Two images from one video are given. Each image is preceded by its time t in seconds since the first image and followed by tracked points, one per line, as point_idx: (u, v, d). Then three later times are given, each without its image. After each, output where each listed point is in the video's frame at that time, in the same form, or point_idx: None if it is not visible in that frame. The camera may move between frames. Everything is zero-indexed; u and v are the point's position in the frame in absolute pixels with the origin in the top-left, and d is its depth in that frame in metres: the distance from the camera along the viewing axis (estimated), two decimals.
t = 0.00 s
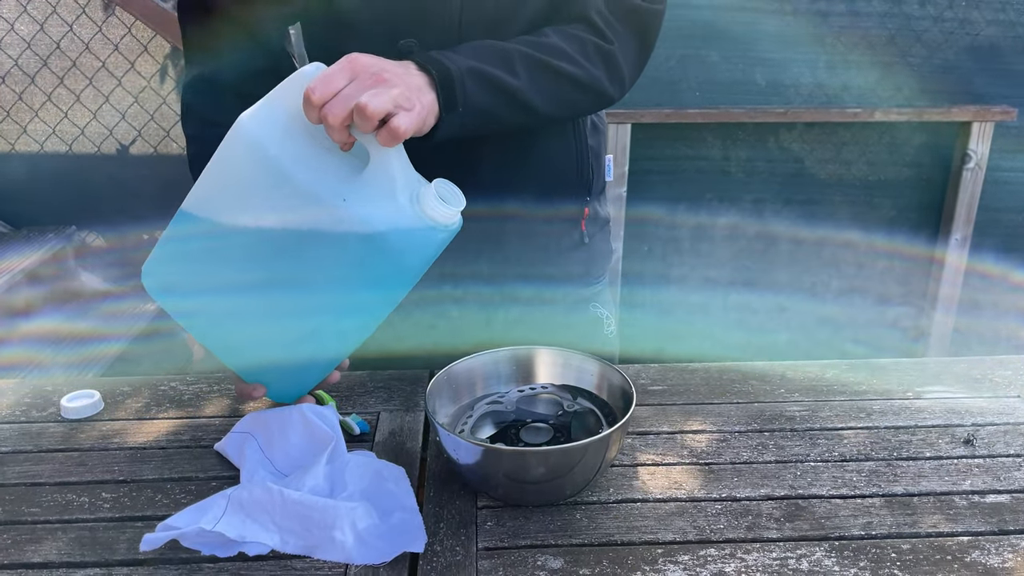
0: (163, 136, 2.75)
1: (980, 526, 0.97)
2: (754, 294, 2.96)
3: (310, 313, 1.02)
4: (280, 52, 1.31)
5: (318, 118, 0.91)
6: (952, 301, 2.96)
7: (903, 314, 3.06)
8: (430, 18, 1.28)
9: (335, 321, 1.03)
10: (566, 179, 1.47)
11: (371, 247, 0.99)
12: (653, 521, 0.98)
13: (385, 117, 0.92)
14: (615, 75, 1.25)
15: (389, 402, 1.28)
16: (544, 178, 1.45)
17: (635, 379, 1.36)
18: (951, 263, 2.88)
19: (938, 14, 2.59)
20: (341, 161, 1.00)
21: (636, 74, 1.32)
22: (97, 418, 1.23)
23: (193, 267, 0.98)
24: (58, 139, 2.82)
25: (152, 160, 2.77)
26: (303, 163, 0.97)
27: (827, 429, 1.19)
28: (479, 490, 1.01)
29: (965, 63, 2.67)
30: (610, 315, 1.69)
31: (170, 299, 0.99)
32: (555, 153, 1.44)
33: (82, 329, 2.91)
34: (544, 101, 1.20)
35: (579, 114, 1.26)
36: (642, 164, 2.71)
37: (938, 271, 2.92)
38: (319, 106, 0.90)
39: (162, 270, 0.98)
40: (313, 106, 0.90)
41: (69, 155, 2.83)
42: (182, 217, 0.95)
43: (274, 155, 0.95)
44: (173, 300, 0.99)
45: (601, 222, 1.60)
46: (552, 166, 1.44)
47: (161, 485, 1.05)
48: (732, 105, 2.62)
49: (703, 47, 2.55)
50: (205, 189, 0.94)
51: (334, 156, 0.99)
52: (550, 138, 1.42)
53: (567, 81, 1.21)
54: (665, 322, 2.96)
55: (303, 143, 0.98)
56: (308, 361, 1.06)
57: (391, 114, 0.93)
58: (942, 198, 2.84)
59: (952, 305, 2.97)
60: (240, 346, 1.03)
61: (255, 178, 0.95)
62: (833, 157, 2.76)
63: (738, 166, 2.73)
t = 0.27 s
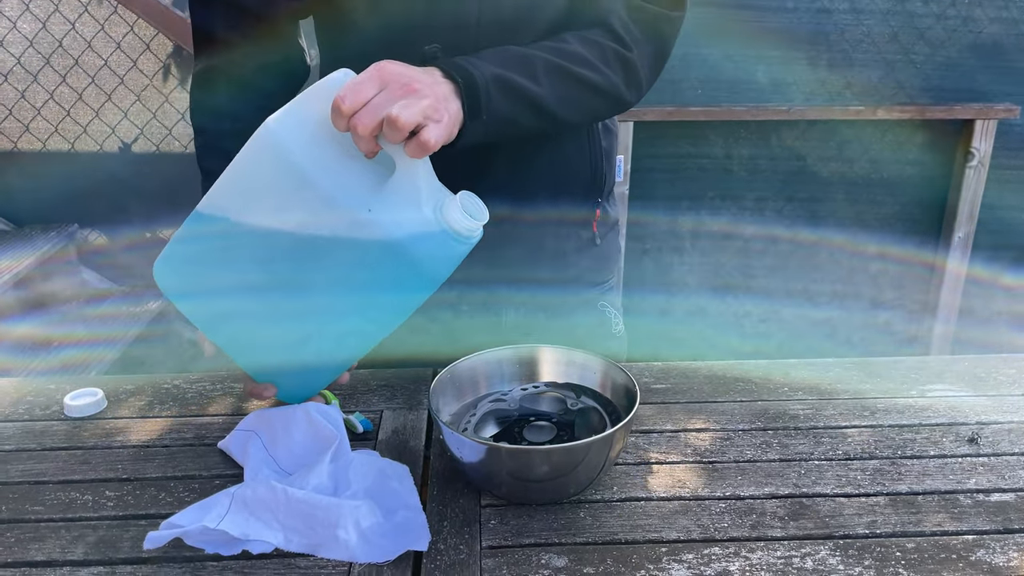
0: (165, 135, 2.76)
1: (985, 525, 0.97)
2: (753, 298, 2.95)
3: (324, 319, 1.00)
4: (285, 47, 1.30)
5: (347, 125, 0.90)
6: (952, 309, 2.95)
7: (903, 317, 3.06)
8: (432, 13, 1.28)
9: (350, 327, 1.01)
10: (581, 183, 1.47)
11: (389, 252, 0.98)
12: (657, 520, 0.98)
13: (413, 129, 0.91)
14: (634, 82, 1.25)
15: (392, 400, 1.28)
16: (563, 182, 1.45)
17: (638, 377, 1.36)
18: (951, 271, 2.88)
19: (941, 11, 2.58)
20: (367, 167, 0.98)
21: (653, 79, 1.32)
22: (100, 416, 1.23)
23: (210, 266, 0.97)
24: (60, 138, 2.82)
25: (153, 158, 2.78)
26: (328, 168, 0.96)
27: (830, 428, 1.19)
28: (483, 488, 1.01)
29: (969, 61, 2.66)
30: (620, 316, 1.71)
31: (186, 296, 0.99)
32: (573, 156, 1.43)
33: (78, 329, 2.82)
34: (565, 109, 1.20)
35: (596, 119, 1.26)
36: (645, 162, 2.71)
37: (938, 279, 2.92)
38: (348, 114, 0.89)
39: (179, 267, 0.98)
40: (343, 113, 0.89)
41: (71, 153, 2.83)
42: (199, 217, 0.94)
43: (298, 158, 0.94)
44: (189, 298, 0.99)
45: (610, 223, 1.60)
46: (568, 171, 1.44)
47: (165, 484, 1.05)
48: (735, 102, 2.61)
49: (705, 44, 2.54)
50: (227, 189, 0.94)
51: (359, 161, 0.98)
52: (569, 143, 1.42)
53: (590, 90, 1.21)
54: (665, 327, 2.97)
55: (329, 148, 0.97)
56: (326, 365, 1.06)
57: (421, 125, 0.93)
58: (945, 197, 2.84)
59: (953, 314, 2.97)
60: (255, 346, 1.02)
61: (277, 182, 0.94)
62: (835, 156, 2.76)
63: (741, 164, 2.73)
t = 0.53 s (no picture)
0: (167, 134, 2.76)
1: (985, 524, 0.97)
2: (754, 295, 2.95)
3: (330, 320, 0.99)
4: (286, 46, 1.30)
5: (360, 132, 0.89)
6: (953, 308, 2.93)
7: (905, 315, 3.06)
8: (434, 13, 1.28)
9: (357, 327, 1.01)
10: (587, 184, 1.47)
11: (399, 258, 0.97)
12: (658, 519, 0.98)
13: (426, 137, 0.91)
14: (642, 87, 1.25)
15: (393, 399, 1.28)
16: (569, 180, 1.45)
17: (638, 376, 1.36)
18: (952, 270, 2.86)
19: (941, 10, 2.58)
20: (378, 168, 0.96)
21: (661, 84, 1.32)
22: (102, 415, 1.23)
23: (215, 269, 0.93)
24: (61, 137, 2.82)
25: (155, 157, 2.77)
26: (341, 173, 0.93)
27: (831, 427, 1.19)
28: (484, 487, 1.01)
29: (970, 59, 2.66)
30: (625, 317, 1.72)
31: (187, 295, 0.95)
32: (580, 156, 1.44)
33: (79, 326, 2.79)
34: (574, 114, 1.20)
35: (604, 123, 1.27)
36: (646, 160, 2.71)
37: (939, 276, 2.92)
38: (363, 121, 0.88)
39: (179, 266, 0.93)
40: (357, 120, 0.88)
41: (73, 152, 2.83)
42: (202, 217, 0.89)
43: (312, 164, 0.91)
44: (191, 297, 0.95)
45: (615, 223, 1.61)
46: (575, 173, 1.45)
47: (166, 483, 1.05)
48: (736, 100, 2.62)
49: (706, 43, 2.54)
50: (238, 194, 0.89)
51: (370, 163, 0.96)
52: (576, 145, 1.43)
53: (599, 95, 1.21)
54: (667, 323, 2.95)
55: (342, 151, 0.93)
56: (328, 360, 1.05)
57: (435, 133, 0.92)
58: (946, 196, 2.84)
59: (954, 311, 2.93)
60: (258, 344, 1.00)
61: (289, 187, 0.90)
62: (836, 154, 2.76)
63: (741, 163, 2.73)
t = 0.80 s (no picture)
0: (167, 133, 2.76)
1: (985, 523, 0.97)
2: (757, 292, 2.94)
3: (330, 318, 1.00)
4: (284, 45, 1.30)
5: (364, 133, 0.88)
6: (955, 305, 2.94)
7: (909, 312, 3.06)
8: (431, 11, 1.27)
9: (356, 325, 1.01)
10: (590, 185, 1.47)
11: (399, 259, 0.97)
12: (657, 518, 0.98)
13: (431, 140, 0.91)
14: (645, 90, 1.25)
15: (392, 398, 1.28)
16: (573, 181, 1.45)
17: (638, 375, 1.36)
18: (955, 266, 2.86)
19: (942, 8, 2.58)
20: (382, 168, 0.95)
21: (663, 85, 1.32)
22: (100, 415, 1.23)
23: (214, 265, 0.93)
24: (61, 136, 2.81)
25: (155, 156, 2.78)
26: (343, 174, 0.92)
27: (831, 426, 1.19)
28: (483, 487, 1.00)
29: (971, 57, 2.65)
30: (626, 316, 1.72)
31: (187, 289, 0.95)
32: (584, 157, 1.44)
33: (83, 324, 2.82)
34: (577, 116, 1.20)
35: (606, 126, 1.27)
36: (647, 159, 2.70)
37: (942, 273, 2.92)
38: (368, 122, 0.87)
39: (180, 259, 0.93)
40: (362, 121, 0.87)
41: (73, 152, 2.82)
42: (202, 211, 0.89)
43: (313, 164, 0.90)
44: (191, 291, 0.95)
45: (617, 222, 1.60)
46: (577, 174, 1.45)
47: (164, 482, 1.05)
48: (737, 99, 2.61)
49: (707, 42, 2.54)
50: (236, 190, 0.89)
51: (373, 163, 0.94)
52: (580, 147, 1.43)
53: (602, 98, 1.21)
54: (669, 320, 2.94)
55: (345, 152, 0.92)
56: (328, 358, 1.05)
57: (439, 137, 0.92)
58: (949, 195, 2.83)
59: (955, 309, 2.95)
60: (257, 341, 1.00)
61: (290, 185, 0.90)
62: (837, 154, 2.75)
63: (742, 161, 2.72)
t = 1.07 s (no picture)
0: (168, 134, 2.77)
1: (984, 522, 0.97)
2: (757, 286, 2.94)
3: (332, 315, 1.00)
4: (284, 47, 1.31)
5: (367, 133, 0.89)
6: (956, 299, 2.95)
7: (913, 307, 3.07)
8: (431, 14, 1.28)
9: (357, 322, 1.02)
10: (592, 184, 1.48)
11: (401, 257, 0.98)
12: (656, 518, 0.98)
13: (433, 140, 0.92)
14: (645, 91, 1.26)
15: (392, 399, 1.28)
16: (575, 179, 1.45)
17: (638, 375, 1.36)
18: (957, 259, 2.87)
19: (942, 9, 2.58)
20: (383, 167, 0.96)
21: (663, 87, 1.32)
22: (102, 415, 1.23)
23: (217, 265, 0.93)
24: (63, 138, 2.82)
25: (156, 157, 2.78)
26: (346, 173, 0.92)
27: (830, 426, 1.19)
28: (483, 487, 1.01)
29: (970, 59, 2.66)
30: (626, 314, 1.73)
31: (188, 288, 0.94)
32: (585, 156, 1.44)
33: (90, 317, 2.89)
34: (578, 118, 1.20)
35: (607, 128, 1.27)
36: (647, 159, 2.71)
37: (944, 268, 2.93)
38: (371, 122, 0.88)
39: (180, 259, 0.92)
40: (365, 121, 0.88)
41: (74, 153, 2.82)
42: (205, 212, 0.89)
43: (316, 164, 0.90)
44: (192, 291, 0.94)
45: (617, 223, 1.61)
46: (578, 175, 1.45)
47: (165, 482, 1.05)
48: (736, 100, 2.62)
49: (706, 42, 2.54)
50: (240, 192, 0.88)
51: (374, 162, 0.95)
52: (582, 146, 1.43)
53: (603, 100, 1.21)
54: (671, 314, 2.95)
55: (347, 151, 0.93)
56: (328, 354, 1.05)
57: (441, 137, 0.93)
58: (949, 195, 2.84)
59: (956, 302, 2.96)
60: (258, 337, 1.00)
61: (292, 185, 0.90)
62: (837, 154, 2.76)
63: (743, 162, 2.73)
